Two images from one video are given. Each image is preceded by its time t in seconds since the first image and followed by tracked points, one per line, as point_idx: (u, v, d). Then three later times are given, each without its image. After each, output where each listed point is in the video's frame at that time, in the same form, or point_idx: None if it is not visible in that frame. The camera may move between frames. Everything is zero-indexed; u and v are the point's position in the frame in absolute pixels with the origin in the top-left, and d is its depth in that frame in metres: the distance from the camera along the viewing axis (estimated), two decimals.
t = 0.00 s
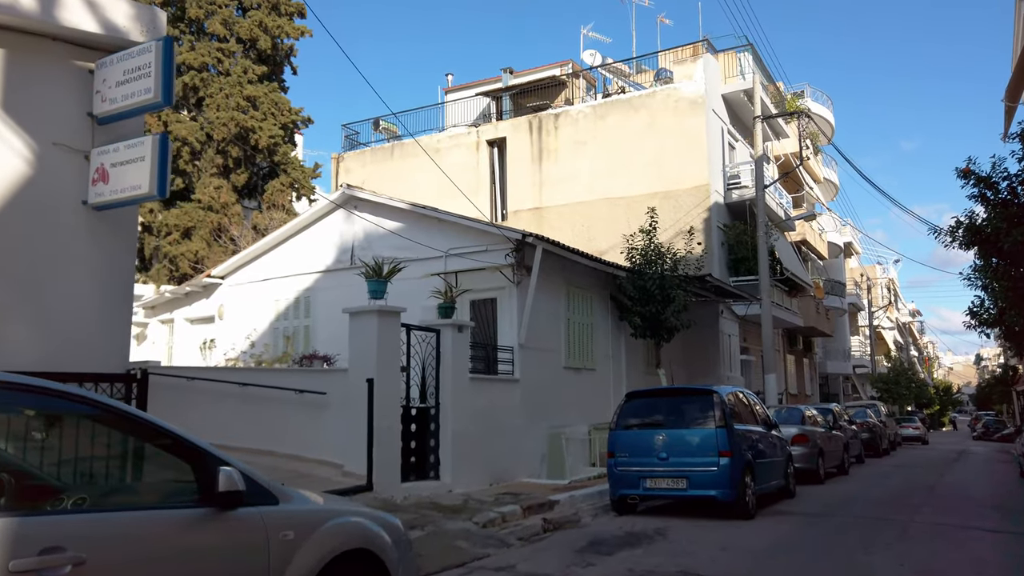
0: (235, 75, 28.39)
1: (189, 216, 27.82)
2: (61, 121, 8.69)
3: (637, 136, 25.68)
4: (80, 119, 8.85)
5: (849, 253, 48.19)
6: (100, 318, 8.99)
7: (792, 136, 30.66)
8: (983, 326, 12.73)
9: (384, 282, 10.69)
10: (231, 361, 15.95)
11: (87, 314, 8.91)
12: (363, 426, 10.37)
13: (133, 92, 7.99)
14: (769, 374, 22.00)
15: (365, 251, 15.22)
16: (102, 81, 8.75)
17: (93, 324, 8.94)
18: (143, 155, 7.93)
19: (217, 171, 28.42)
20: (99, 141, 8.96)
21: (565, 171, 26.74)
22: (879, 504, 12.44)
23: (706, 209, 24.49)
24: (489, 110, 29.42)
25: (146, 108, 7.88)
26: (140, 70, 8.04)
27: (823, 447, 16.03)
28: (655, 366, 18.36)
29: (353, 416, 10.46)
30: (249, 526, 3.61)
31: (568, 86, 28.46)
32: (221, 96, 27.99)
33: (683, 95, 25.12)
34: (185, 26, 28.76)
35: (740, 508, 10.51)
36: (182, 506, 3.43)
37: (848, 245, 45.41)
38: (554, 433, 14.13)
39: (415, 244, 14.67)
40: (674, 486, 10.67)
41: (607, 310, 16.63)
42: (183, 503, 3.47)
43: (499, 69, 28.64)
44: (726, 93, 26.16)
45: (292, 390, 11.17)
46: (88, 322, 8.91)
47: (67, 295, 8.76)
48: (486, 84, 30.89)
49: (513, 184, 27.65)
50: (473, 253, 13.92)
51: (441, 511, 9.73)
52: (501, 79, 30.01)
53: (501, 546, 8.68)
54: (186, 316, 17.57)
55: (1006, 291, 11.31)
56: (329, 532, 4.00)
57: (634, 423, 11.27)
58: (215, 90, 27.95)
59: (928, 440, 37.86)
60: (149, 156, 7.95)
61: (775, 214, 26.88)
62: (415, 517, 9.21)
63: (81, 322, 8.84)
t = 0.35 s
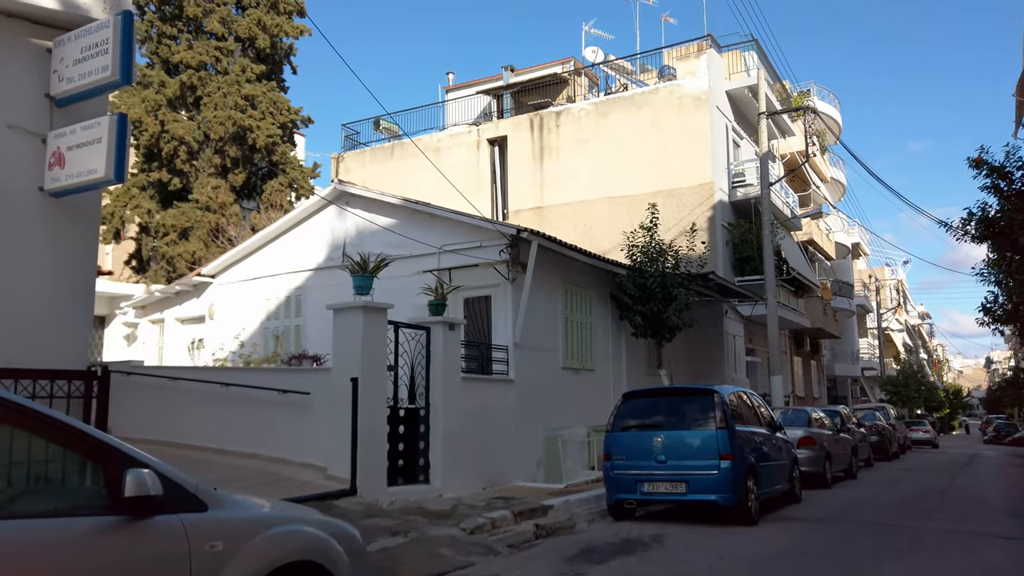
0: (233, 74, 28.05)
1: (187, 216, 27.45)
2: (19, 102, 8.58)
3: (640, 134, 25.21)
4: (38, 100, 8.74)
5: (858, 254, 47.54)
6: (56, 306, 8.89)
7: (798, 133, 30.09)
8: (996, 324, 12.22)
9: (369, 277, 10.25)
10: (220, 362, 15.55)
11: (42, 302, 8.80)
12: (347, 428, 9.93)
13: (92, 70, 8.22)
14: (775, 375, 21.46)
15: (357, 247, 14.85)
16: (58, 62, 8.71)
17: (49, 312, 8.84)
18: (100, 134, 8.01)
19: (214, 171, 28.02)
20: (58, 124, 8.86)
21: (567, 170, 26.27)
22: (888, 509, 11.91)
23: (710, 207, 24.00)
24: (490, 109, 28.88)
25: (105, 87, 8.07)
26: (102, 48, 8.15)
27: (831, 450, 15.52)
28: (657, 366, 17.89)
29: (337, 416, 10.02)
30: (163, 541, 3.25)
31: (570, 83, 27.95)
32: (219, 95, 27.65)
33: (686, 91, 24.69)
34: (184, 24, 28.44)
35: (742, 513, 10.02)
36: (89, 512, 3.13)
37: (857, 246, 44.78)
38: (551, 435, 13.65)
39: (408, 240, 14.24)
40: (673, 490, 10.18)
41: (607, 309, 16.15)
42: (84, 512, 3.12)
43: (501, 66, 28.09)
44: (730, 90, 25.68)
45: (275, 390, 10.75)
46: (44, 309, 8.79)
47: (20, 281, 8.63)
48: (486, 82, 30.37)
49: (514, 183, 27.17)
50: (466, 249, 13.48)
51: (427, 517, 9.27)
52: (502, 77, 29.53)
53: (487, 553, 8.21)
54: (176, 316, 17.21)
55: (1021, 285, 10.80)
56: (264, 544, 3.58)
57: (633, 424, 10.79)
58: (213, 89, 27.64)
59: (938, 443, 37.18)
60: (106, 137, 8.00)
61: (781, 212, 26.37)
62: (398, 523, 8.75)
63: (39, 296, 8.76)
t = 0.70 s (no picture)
0: (240, 71, 27.75)
1: (194, 215, 27.32)
2: None
3: (651, 128, 24.70)
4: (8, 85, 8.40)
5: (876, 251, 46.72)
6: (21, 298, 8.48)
7: (813, 127, 29.49)
8: None
9: (364, 272, 9.87)
10: (219, 361, 15.23)
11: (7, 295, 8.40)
12: (341, 428, 9.55)
13: (57, 50, 7.88)
14: (791, 374, 20.91)
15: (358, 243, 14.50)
16: (26, 43, 8.38)
17: (15, 303, 8.44)
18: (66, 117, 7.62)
19: (221, 169, 27.78)
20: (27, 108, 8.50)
21: (577, 166, 25.80)
22: (910, 514, 11.38)
23: (723, 203, 23.48)
24: (498, 105, 28.48)
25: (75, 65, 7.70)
26: (66, 28, 7.77)
27: (848, 451, 14.97)
28: (668, 365, 17.39)
29: (331, 417, 9.64)
30: (78, 558, 3.26)
31: (580, 78, 27.52)
32: (226, 92, 27.42)
33: (699, 84, 24.12)
34: (190, 21, 28.21)
35: (753, 517, 9.56)
36: None
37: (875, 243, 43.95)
38: (557, 436, 13.22)
39: (409, 236, 13.86)
40: (681, 494, 9.73)
41: (616, 306, 15.71)
42: None
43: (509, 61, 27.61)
44: (743, 83, 25.12)
45: (268, 389, 10.41)
46: (9, 300, 8.40)
47: None
48: (495, 77, 29.93)
49: (524, 178, 26.74)
50: (469, 244, 13.09)
51: (423, 521, 8.87)
52: (511, 73, 29.02)
53: (483, 561, 7.79)
54: (177, 314, 16.95)
55: None
56: (203, 559, 3.59)
57: (640, 424, 10.35)
58: (220, 87, 27.41)
59: (959, 444, 36.37)
60: (71, 120, 7.60)
61: (796, 208, 25.78)
62: (392, 528, 8.36)
63: (4, 290, 8.36)
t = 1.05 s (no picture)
0: (255, 69, 27.56)
1: (209, 214, 27.16)
2: None
3: (670, 122, 24.12)
4: None
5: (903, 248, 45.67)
6: None
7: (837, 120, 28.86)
8: None
9: (364, 267, 9.50)
10: (226, 360, 14.94)
11: None
12: (340, 430, 9.16)
13: (28, 28, 6.61)
14: (815, 373, 20.25)
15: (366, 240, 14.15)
16: None
17: None
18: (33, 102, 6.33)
19: (237, 168, 27.59)
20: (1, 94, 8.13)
21: (594, 161, 25.27)
22: (941, 521, 10.77)
23: (745, 198, 22.86)
24: (514, 100, 28.12)
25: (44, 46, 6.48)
26: (37, 5, 6.55)
27: (875, 453, 14.34)
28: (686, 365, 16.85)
29: (330, 417, 9.27)
30: None
31: (597, 72, 27.03)
32: (240, 90, 27.24)
33: (719, 77, 23.54)
34: (205, 20, 28.09)
35: (774, 525, 9.05)
36: None
37: (903, 239, 42.93)
38: (569, 438, 12.77)
39: (417, 232, 13.48)
40: (697, 499, 9.23)
41: (631, 303, 15.21)
42: None
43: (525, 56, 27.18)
44: (764, 74, 24.48)
45: (267, 389, 10.07)
46: None
47: None
48: (511, 73, 29.52)
49: (541, 174, 26.27)
50: (478, 240, 12.67)
51: (422, 528, 8.45)
52: (527, 68, 28.64)
53: (484, 571, 7.36)
54: (186, 313, 16.71)
55: None
56: None
57: (654, 426, 9.86)
58: (234, 85, 27.22)
59: (992, 445, 35.33)
60: (40, 105, 6.32)
61: (820, 202, 25.08)
62: (389, 536, 7.95)
63: None
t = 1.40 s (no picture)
0: (271, 64, 27.40)
1: (226, 210, 27.02)
2: None
3: (690, 112, 23.56)
4: None
5: (933, 240, 44.58)
6: None
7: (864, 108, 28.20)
8: None
9: (364, 257, 9.17)
10: (233, 356, 14.71)
11: None
12: (338, 426, 8.83)
13: None
14: (841, 368, 19.62)
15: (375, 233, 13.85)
16: None
17: None
18: None
19: (253, 164, 27.45)
20: None
21: (612, 153, 24.79)
22: (973, 522, 10.20)
23: (768, 188, 22.27)
24: (532, 93, 27.66)
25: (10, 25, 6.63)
26: None
27: (903, 451, 13.76)
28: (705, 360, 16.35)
29: (328, 413, 8.94)
30: None
31: (616, 63, 26.58)
32: (256, 86, 27.08)
33: (740, 65, 22.99)
34: (221, 16, 28.02)
35: (793, 527, 8.58)
36: None
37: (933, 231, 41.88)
38: (581, 434, 12.36)
39: (425, 223, 13.14)
40: (712, 500, 8.79)
41: (647, 295, 14.75)
42: None
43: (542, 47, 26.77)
44: (787, 62, 23.85)
45: (266, 384, 9.79)
46: None
47: None
48: (529, 65, 29.13)
49: (558, 167, 25.83)
50: (487, 230, 12.31)
51: (421, 528, 8.10)
52: (544, 60, 28.30)
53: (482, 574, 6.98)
54: (196, 309, 16.52)
55: None
56: None
57: (667, 422, 9.40)
58: (250, 81, 27.07)
59: None
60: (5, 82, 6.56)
61: (846, 193, 24.38)
62: (386, 537, 7.61)
63: None
